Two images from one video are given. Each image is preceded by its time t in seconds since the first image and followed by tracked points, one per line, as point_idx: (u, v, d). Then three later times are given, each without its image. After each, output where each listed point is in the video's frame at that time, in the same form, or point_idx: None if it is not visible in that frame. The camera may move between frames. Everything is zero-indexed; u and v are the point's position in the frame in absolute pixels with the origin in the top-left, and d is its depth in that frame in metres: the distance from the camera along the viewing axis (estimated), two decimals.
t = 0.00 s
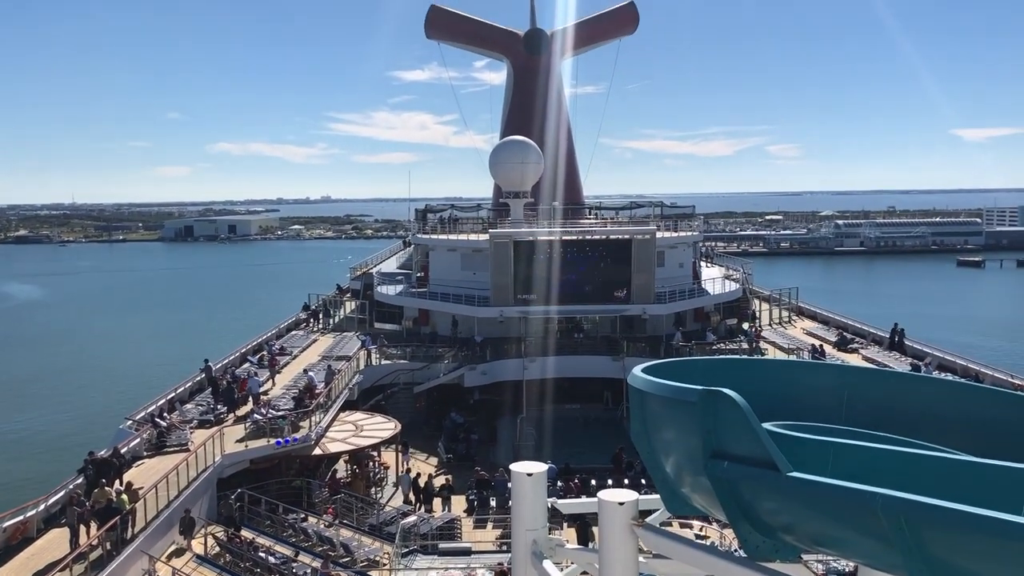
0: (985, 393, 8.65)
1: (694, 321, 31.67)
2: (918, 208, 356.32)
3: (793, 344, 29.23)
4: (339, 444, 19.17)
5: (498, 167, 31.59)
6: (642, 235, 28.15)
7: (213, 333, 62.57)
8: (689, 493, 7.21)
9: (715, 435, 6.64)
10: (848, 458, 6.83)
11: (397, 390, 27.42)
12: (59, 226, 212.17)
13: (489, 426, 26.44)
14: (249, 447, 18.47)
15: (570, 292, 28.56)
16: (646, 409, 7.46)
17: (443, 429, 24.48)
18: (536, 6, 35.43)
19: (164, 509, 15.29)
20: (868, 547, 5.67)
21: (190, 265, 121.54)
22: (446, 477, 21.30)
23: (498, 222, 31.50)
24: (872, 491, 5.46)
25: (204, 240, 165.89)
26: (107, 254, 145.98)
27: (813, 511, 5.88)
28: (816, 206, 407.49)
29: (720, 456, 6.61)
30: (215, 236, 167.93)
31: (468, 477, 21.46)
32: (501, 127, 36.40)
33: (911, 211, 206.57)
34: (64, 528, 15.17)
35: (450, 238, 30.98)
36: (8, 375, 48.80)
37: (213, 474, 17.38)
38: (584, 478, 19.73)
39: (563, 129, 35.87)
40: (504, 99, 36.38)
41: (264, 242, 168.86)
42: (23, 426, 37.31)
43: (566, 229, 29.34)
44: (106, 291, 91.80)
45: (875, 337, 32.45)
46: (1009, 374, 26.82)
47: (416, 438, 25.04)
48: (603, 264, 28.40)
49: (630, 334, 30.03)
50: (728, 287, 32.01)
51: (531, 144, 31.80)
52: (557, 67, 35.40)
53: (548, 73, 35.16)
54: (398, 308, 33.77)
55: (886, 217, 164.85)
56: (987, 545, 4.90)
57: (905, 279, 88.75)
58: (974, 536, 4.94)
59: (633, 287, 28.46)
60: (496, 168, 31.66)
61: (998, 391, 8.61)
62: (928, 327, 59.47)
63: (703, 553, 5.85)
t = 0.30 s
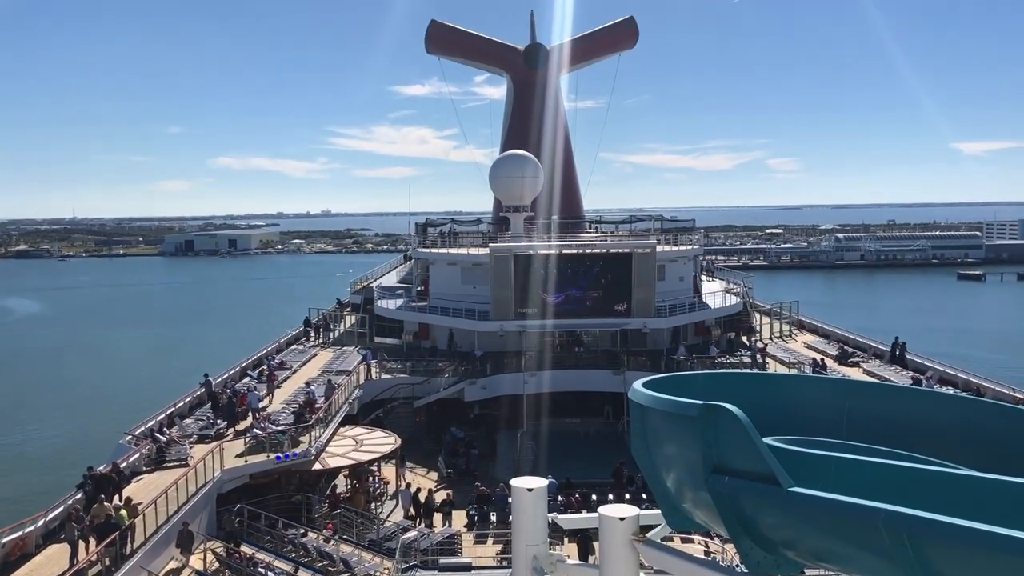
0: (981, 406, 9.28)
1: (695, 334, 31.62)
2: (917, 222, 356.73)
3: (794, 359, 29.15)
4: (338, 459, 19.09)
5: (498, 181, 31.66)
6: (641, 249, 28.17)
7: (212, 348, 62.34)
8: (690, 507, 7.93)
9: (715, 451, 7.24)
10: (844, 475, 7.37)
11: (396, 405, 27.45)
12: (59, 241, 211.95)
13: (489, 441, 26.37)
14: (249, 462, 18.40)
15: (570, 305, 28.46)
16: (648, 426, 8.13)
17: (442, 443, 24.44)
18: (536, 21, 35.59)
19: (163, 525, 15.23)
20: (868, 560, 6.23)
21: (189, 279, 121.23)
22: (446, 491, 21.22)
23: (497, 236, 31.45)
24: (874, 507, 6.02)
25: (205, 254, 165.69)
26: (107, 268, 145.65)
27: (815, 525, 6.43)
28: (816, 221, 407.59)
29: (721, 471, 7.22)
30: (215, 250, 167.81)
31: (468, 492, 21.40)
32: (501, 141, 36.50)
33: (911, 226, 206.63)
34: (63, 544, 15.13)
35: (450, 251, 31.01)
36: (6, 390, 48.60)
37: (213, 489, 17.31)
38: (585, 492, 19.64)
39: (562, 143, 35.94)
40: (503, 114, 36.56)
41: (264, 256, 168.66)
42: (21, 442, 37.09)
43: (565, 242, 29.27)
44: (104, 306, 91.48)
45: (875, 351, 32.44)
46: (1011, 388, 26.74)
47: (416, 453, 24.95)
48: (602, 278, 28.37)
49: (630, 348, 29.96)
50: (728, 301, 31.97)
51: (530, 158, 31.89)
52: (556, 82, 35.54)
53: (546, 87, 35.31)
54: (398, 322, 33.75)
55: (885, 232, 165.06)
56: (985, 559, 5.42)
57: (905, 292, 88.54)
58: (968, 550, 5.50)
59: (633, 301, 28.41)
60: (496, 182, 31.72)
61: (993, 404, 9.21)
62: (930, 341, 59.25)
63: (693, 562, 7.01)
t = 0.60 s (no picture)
0: (978, 419, 9.77)
1: (695, 348, 31.63)
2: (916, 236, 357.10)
3: (794, 372, 29.16)
4: (338, 473, 19.05)
5: (498, 196, 31.78)
6: (641, 263, 28.21)
7: (212, 362, 62.24)
8: (690, 522, 8.15)
9: (715, 466, 7.54)
10: (844, 490, 7.74)
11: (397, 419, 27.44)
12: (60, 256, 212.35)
13: (489, 455, 26.33)
14: (248, 476, 18.35)
15: (570, 318, 28.46)
16: (647, 439, 8.36)
17: (443, 457, 24.40)
18: (536, 36, 35.80)
19: (163, 540, 15.19)
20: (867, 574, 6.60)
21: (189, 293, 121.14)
22: (446, 506, 21.16)
23: (497, 249, 31.46)
24: (874, 523, 6.38)
25: (205, 269, 165.74)
26: (107, 283, 145.61)
27: (816, 540, 6.78)
28: (815, 235, 408.34)
29: (721, 486, 7.52)
30: (215, 264, 167.86)
31: (468, 506, 21.31)
32: (501, 155, 36.63)
33: (911, 239, 206.73)
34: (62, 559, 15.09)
35: (449, 265, 31.06)
36: (5, 405, 48.41)
37: (213, 504, 17.27)
38: (585, 507, 19.57)
39: (561, 156, 36.07)
40: (503, 129, 36.75)
41: (264, 271, 168.68)
42: (21, 456, 37.00)
43: (564, 256, 29.29)
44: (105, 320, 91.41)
45: (876, 364, 32.47)
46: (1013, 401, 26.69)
47: (416, 468, 24.86)
48: (602, 291, 28.40)
49: (630, 361, 29.96)
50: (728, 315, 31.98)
51: (530, 172, 32.00)
52: (555, 96, 35.72)
53: (546, 102, 35.51)
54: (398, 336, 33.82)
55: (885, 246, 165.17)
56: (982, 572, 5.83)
57: (906, 306, 88.39)
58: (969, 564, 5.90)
59: (633, 314, 28.39)
60: (497, 196, 31.82)
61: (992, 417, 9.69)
62: (930, 355, 59.20)
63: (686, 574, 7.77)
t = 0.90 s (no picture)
0: (977, 433, 10.07)
1: (694, 362, 31.61)
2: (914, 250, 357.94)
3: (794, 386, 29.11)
4: (336, 487, 18.98)
5: (498, 209, 31.82)
6: (640, 276, 28.23)
7: (211, 375, 62.11)
8: (690, 536, 8.16)
9: (715, 480, 7.57)
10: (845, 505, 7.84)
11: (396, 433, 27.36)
12: (60, 268, 212.63)
13: (488, 469, 26.30)
14: (246, 490, 18.24)
15: (570, 331, 28.44)
16: (647, 454, 8.39)
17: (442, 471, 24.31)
18: (536, 50, 35.98)
19: (161, 554, 15.11)
20: None
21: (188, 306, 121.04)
22: (445, 520, 21.09)
23: (497, 262, 31.50)
24: (875, 539, 6.45)
25: (204, 281, 165.76)
26: (106, 296, 145.52)
27: (817, 555, 6.83)
28: (814, 248, 408.92)
29: (721, 500, 7.54)
30: (215, 277, 167.86)
31: (467, 521, 21.23)
32: (501, 168, 36.69)
33: (908, 254, 206.97)
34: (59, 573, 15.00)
35: (449, 278, 31.08)
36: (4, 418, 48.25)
37: (211, 518, 17.17)
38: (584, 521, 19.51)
39: (561, 170, 36.21)
40: (503, 142, 36.87)
41: (264, 284, 168.69)
42: (19, 469, 36.84)
43: (564, 269, 29.28)
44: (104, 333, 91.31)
45: (876, 378, 32.45)
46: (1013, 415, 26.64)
47: (416, 482, 24.79)
48: (602, 305, 28.42)
49: (629, 374, 29.95)
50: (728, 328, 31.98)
51: (530, 186, 32.08)
52: (555, 111, 35.88)
53: (545, 115, 35.66)
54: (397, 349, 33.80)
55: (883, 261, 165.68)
56: None
57: (905, 320, 88.34)
58: None
59: (633, 328, 28.40)
60: (496, 209, 31.88)
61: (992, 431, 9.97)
62: (930, 368, 59.09)
63: None
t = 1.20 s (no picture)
0: (977, 446, 10.11)
1: (692, 373, 31.60)
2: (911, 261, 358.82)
3: (793, 397, 29.08)
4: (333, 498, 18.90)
5: (497, 220, 31.85)
6: (639, 287, 28.22)
7: (208, 385, 61.94)
8: (688, 548, 8.15)
9: (713, 492, 7.57)
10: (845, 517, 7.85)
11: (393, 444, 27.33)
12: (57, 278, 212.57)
13: (485, 480, 26.25)
14: (243, 501, 18.14)
15: (569, 342, 28.40)
16: (646, 466, 8.38)
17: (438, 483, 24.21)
18: (535, 62, 36.12)
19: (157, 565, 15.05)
20: None
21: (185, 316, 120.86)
22: (442, 532, 20.99)
23: (496, 273, 31.49)
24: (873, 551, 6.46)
25: (202, 291, 165.68)
26: (103, 305, 145.25)
27: (815, 566, 6.81)
28: (811, 260, 409.85)
29: (719, 512, 7.55)
30: (212, 286, 167.78)
31: (465, 532, 21.15)
32: (500, 178, 36.72)
33: (905, 266, 207.58)
34: None
35: (447, 288, 31.09)
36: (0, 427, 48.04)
37: (207, 528, 17.07)
38: (582, 533, 19.44)
39: (560, 182, 36.31)
40: (501, 152, 36.95)
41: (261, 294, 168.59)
42: (15, 479, 36.66)
43: (563, 280, 29.28)
44: (102, 342, 91.16)
45: (875, 390, 32.45)
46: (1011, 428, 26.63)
47: (413, 493, 24.67)
48: (601, 316, 28.43)
49: (627, 385, 29.95)
50: (726, 339, 31.99)
51: (529, 197, 32.15)
52: (555, 122, 35.98)
53: (545, 127, 35.75)
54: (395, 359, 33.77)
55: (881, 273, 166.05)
56: None
57: (903, 332, 88.40)
58: None
59: (631, 339, 28.39)
60: (495, 220, 31.91)
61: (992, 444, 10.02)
62: (928, 381, 59.09)
63: None
